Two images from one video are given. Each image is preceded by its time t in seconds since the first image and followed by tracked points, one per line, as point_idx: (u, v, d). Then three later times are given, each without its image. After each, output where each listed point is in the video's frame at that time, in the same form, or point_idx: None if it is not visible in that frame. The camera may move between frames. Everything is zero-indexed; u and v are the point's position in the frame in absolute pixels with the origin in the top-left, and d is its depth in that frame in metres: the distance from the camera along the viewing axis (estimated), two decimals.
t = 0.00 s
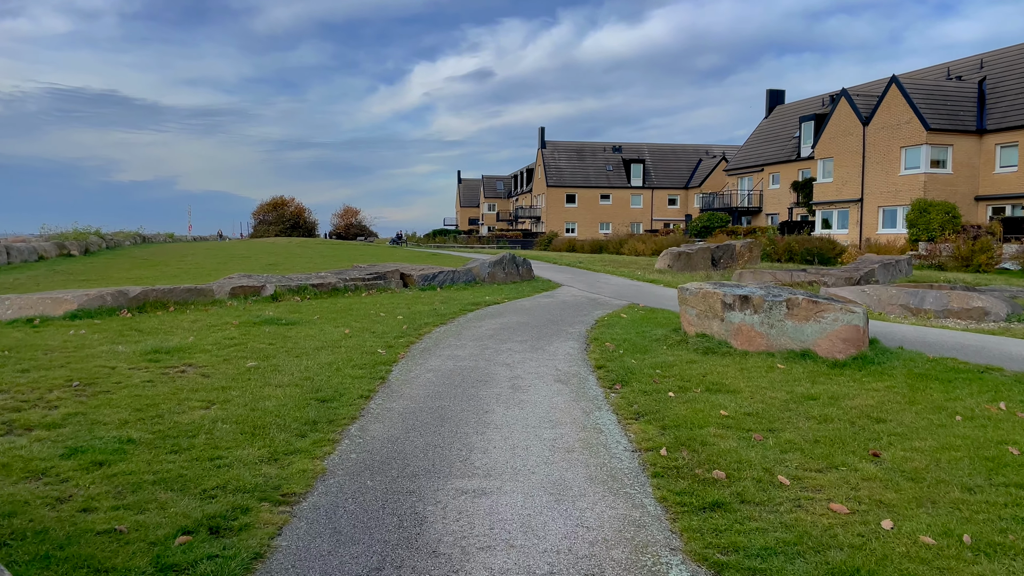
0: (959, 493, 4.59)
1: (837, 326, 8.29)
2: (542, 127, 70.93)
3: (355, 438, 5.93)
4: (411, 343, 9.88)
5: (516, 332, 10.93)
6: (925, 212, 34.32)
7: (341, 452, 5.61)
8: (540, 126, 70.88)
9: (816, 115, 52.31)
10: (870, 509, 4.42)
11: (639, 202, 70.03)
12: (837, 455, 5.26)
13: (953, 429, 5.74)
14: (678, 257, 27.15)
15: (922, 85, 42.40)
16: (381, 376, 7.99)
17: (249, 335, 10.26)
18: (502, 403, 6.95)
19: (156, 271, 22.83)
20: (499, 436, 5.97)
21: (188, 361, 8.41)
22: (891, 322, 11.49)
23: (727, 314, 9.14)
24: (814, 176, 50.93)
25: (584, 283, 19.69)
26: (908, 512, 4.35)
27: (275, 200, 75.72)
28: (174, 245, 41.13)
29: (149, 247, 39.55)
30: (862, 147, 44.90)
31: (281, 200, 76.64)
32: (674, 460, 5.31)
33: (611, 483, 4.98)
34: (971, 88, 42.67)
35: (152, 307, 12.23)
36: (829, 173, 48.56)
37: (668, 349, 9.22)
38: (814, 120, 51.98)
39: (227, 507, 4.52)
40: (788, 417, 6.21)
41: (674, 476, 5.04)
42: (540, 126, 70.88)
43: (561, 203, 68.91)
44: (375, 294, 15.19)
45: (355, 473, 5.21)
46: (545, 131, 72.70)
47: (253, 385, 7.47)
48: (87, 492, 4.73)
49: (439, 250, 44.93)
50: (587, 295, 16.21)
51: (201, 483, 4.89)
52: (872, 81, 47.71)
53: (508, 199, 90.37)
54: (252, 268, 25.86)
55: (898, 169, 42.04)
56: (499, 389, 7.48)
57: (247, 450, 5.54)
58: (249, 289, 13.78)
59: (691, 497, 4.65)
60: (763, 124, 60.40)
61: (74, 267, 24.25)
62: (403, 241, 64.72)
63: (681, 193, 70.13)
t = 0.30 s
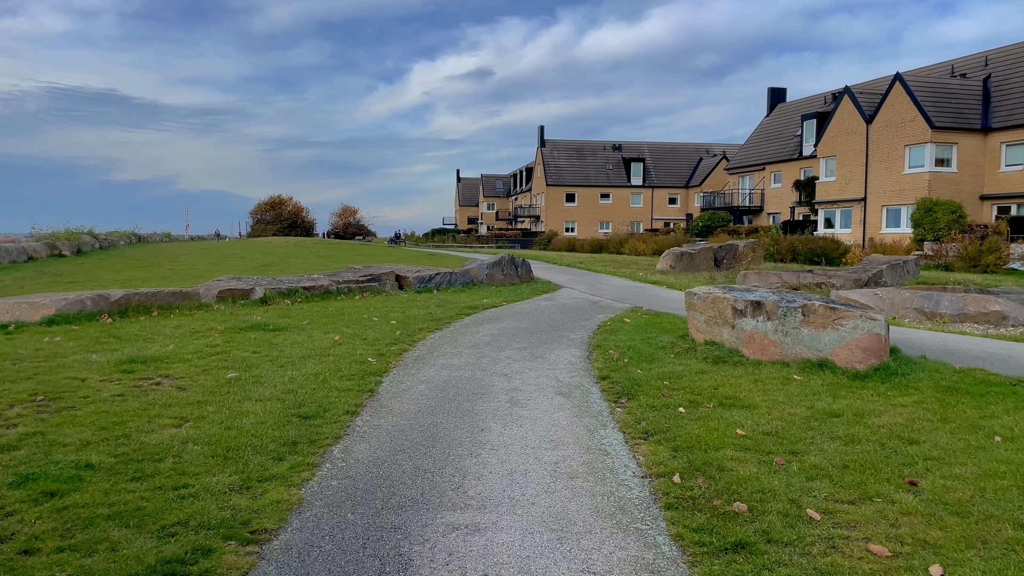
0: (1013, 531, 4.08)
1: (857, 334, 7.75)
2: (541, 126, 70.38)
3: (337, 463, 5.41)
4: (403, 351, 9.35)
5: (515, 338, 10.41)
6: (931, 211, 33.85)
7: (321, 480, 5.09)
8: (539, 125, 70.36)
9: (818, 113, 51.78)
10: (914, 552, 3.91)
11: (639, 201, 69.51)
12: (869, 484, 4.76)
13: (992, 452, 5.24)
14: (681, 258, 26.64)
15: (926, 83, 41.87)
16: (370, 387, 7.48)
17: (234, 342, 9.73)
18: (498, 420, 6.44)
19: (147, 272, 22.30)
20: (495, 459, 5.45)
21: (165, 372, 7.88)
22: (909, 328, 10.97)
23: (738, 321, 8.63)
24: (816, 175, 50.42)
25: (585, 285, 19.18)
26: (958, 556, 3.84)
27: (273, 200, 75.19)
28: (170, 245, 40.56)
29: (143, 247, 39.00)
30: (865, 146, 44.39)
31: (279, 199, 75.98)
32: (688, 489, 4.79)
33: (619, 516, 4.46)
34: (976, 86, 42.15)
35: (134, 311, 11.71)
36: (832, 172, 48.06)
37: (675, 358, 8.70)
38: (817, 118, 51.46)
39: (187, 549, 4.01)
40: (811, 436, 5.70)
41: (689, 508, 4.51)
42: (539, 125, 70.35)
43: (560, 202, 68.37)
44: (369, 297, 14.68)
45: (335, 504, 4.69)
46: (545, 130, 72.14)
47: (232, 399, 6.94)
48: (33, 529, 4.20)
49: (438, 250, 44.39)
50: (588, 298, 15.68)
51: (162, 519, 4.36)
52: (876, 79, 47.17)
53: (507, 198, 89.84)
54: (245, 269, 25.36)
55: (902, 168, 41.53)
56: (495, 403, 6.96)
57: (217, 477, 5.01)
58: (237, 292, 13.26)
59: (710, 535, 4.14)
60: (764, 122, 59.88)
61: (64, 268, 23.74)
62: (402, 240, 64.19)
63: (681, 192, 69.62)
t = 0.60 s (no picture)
0: None
1: (881, 340, 7.23)
2: (541, 124, 69.84)
3: (318, 486, 4.89)
4: (397, 357, 8.83)
5: (515, 342, 9.90)
6: (938, 209, 33.33)
7: (300, 506, 4.58)
8: (540, 123, 69.82)
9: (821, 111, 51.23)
10: None
11: (641, 199, 68.98)
12: (913, 514, 4.25)
13: None
14: (684, 256, 26.11)
15: (932, 79, 41.30)
16: (361, 397, 6.97)
17: (218, 347, 9.21)
18: (497, 435, 5.92)
19: (139, 271, 21.79)
20: (493, 481, 4.95)
21: (141, 381, 7.36)
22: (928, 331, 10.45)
23: (752, 325, 8.12)
24: (820, 173, 49.86)
25: (588, 285, 18.64)
26: None
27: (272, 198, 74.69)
28: (167, 244, 40.07)
29: (139, 245, 38.53)
30: (871, 143, 43.84)
31: (277, 196, 75.42)
32: (709, 519, 4.28)
33: (634, 552, 3.95)
34: (982, 82, 41.60)
35: (117, 314, 11.19)
36: (836, 169, 47.53)
37: (685, 365, 8.19)
38: (820, 116, 50.91)
39: None
40: (841, 455, 5.20)
41: (711, 543, 4.00)
42: (540, 123, 69.81)
43: (561, 200, 67.81)
44: (364, 298, 14.15)
45: (314, 536, 4.18)
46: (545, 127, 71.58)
47: (209, 412, 6.43)
48: None
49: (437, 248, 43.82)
50: (591, 299, 15.16)
51: (115, 557, 3.85)
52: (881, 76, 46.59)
53: (507, 196, 89.29)
54: (240, 267, 24.84)
55: (908, 165, 41.00)
56: (494, 415, 6.45)
57: (183, 504, 4.50)
58: (227, 293, 12.74)
59: None
60: (767, 120, 59.34)
61: (54, 267, 23.20)
62: (401, 238, 63.65)
63: (683, 190, 69.09)
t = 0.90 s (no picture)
0: None
1: (908, 350, 6.70)
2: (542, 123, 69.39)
3: (296, 518, 4.39)
4: (390, 366, 8.32)
5: (516, 349, 9.40)
6: (945, 208, 32.82)
7: (273, 543, 4.08)
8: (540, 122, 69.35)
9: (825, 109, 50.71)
10: None
11: (642, 199, 68.47)
12: (965, 554, 3.76)
13: None
14: (688, 257, 25.61)
15: (937, 77, 40.77)
16: (350, 411, 6.48)
17: (202, 355, 8.71)
18: (495, 456, 5.42)
19: (131, 273, 21.29)
20: (490, 512, 4.45)
21: (114, 394, 6.86)
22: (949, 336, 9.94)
23: (767, 333, 7.62)
24: (824, 172, 49.35)
25: (590, 287, 18.12)
26: None
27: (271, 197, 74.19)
28: (163, 244, 39.54)
29: (134, 245, 38.06)
30: (875, 142, 43.33)
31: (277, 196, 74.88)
32: (734, 561, 3.78)
33: None
34: (989, 80, 41.08)
35: (99, 319, 10.69)
36: (840, 169, 47.01)
37: (696, 376, 7.69)
38: (824, 114, 50.39)
39: None
40: (876, 482, 4.71)
41: None
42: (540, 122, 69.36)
43: (562, 200, 67.30)
44: (359, 301, 13.65)
45: None
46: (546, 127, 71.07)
47: (183, 429, 5.94)
48: None
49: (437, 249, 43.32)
50: (594, 302, 14.65)
51: None
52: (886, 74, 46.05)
53: (508, 195, 88.75)
54: (235, 268, 24.34)
55: (913, 164, 40.49)
56: (493, 432, 5.95)
57: (141, 541, 4.01)
58: (215, 296, 12.24)
59: None
60: (769, 119, 58.81)
61: (44, 268, 22.71)
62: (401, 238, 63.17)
63: (684, 189, 68.56)
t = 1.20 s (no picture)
0: None
1: (938, 362, 6.19)
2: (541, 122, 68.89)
3: (264, 561, 3.87)
4: (380, 378, 7.79)
5: (515, 358, 8.90)
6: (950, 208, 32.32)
7: None
8: (539, 121, 68.85)
9: (827, 108, 50.19)
10: None
11: (641, 198, 67.97)
12: None
13: None
14: (690, 258, 25.08)
15: (941, 74, 40.27)
16: (334, 430, 5.96)
17: (180, 364, 8.20)
18: (491, 483, 4.92)
19: (120, 274, 20.77)
20: (484, 553, 3.94)
21: (80, 410, 6.34)
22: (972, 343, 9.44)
23: (784, 342, 7.12)
24: (826, 171, 48.84)
25: (591, 288, 17.62)
26: None
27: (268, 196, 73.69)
28: (157, 244, 39.03)
29: (129, 245, 37.57)
30: (878, 140, 42.82)
31: (274, 195, 74.32)
32: None
33: None
34: (993, 78, 40.57)
35: (77, 325, 10.18)
36: (842, 168, 46.54)
37: (709, 388, 7.19)
38: (826, 113, 49.89)
39: None
40: (918, 517, 4.22)
41: None
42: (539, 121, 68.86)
43: (561, 199, 66.81)
44: (352, 305, 13.14)
45: None
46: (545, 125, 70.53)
47: (150, 453, 5.42)
48: None
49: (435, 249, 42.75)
50: (596, 305, 14.14)
51: None
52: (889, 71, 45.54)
53: (507, 194, 88.28)
54: (228, 269, 23.82)
55: (917, 163, 40.00)
56: (489, 455, 5.44)
57: None
58: (201, 301, 11.73)
59: None
60: (770, 117, 58.29)
61: (32, 270, 22.19)
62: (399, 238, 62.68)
63: (684, 188, 68.04)
